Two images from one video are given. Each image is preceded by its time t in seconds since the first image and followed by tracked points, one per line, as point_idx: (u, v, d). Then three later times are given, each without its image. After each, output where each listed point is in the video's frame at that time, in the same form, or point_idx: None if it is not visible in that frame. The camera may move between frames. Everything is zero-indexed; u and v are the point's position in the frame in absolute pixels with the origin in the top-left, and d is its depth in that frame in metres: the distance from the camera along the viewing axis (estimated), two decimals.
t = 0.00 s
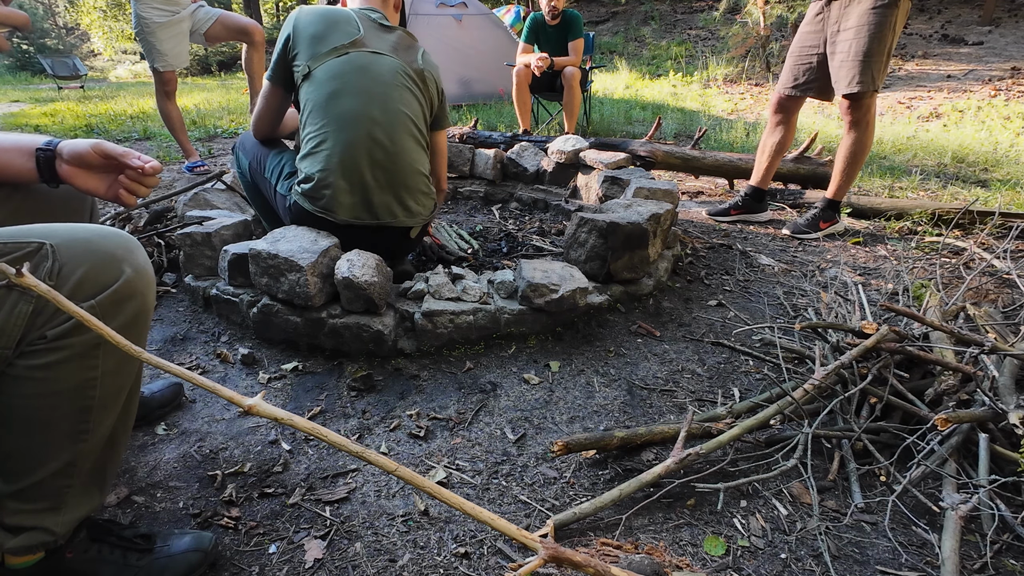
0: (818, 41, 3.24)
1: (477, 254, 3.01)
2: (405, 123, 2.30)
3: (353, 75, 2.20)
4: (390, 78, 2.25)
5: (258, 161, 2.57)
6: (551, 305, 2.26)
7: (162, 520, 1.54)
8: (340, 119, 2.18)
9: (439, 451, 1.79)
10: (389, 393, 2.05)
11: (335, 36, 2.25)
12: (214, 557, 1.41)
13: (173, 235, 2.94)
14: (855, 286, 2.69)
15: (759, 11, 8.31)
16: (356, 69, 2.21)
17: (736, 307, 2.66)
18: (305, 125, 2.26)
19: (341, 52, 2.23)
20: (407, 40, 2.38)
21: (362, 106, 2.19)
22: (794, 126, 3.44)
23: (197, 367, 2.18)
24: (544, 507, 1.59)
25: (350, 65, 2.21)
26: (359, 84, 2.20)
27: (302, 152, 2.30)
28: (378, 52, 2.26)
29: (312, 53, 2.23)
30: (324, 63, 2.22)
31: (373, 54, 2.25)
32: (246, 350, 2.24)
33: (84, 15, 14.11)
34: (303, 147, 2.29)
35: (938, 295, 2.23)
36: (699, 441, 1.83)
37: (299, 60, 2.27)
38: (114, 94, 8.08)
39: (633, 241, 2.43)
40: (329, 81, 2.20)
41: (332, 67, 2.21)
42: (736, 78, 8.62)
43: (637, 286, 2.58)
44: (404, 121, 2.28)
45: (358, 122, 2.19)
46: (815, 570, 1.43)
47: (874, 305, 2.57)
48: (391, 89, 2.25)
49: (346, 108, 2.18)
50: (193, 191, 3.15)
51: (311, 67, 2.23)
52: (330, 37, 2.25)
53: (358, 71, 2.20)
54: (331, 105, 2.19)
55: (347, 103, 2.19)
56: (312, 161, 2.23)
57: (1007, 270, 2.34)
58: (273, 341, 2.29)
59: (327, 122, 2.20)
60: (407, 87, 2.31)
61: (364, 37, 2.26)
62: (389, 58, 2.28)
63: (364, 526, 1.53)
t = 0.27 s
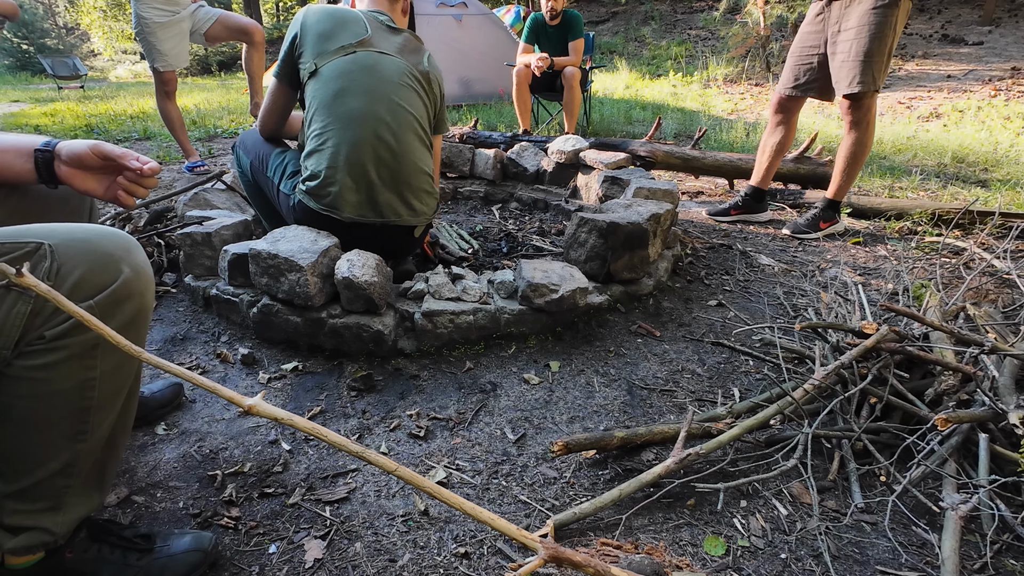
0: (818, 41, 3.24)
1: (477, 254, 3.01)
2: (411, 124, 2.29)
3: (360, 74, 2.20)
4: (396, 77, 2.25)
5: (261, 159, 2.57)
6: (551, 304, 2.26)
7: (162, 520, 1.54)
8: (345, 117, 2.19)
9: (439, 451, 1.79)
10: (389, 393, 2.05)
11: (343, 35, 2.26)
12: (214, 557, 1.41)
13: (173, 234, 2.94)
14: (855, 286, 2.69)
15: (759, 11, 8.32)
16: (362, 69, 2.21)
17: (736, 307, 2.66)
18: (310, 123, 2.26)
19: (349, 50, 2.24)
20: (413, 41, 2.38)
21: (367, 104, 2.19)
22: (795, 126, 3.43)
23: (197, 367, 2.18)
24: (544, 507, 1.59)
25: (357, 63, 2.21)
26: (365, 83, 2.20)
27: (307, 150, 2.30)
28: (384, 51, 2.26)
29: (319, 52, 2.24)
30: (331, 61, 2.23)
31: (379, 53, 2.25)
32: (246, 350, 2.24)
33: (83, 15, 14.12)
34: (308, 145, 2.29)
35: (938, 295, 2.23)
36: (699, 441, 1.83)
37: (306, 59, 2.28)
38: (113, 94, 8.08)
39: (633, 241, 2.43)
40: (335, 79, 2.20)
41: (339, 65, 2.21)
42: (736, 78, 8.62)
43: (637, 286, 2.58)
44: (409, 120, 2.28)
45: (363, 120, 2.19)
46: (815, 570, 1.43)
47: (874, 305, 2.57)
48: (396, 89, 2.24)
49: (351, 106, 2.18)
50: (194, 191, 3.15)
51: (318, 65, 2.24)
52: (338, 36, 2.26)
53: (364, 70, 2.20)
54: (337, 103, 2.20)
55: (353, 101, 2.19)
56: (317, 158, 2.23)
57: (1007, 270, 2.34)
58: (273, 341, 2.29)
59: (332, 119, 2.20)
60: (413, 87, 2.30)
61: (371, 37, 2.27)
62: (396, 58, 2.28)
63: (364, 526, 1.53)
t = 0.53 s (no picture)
0: (818, 41, 3.24)
1: (477, 254, 3.01)
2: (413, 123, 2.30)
3: (361, 73, 2.20)
4: (398, 76, 2.25)
5: (257, 158, 2.57)
6: (551, 304, 2.26)
7: (162, 520, 1.54)
8: (347, 116, 2.19)
9: (439, 451, 1.79)
10: (389, 393, 2.05)
11: (343, 35, 2.27)
12: (214, 557, 1.41)
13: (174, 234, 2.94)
14: (856, 286, 2.68)
15: (759, 11, 8.32)
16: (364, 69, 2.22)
17: (736, 307, 2.66)
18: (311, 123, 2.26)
19: (349, 50, 2.24)
20: (413, 41, 2.38)
21: (368, 103, 2.19)
22: (795, 126, 3.43)
23: (197, 367, 2.18)
24: (544, 507, 1.59)
25: (358, 62, 2.21)
26: (366, 82, 2.20)
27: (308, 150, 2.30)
28: (385, 50, 2.27)
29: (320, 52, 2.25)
30: (331, 61, 2.23)
31: (380, 53, 2.25)
32: (246, 350, 2.24)
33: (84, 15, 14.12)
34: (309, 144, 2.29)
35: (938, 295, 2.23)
36: (699, 441, 1.83)
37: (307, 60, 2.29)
38: (113, 94, 8.08)
39: (633, 241, 2.43)
40: (336, 79, 2.20)
41: (340, 65, 2.22)
42: (736, 78, 8.61)
43: (637, 286, 2.58)
44: (411, 119, 2.28)
45: (365, 119, 2.19)
46: (815, 570, 1.43)
47: (874, 305, 2.57)
48: (397, 88, 2.24)
49: (352, 105, 2.19)
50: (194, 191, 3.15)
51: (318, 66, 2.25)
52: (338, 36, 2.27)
53: (366, 70, 2.20)
54: (338, 102, 2.20)
55: (354, 100, 2.19)
56: (318, 158, 2.23)
57: (1007, 270, 2.33)
58: (273, 341, 2.29)
59: (334, 119, 2.20)
60: (415, 86, 2.31)
61: (372, 36, 2.28)
62: (397, 57, 2.28)
63: (363, 526, 1.53)
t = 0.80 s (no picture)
0: (818, 41, 3.24)
1: (477, 254, 3.01)
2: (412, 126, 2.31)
3: (360, 73, 2.20)
4: (396, 75, 2.25)
5: (260, 159, 2.57)
6: (551, 304, 2.26)
7: (163, 520, 1.54)
8: (345, 115, 2.19)
9: (439, 451, 1.79)
10: (389, 393, 2.05)
11: (341, 36, 2.28)
12: (214, 557, 1.41)
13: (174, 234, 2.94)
14: (856, 286, 2.68)
15: (759, 11, 8.31)
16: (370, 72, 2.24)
17: (736, 307, 2.66)
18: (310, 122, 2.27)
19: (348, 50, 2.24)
20: (414, 42, 2.39)
21: (367, 102, 2.19)
22: (795, 126, 3.43)
23: (197, 367, 2.18)
24: (544, 507, 1.59)
25: (357, 62, 2.21)
26: (366, 81, 2.20)
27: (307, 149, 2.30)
28: (384, 50, 2.27)
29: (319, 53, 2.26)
30: (330, 61, 2.24)
31: (379, 52, 2.26)
32: (247, 350, 2.24)
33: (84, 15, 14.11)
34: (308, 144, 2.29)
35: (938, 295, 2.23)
36: (699, 441, 1.83)
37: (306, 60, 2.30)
38: (114, 94, 8.08)
39: (633, 241, 2.43)
40: (335, 79, 2.21)
41: (339, 65, 2.22)
42: (736, 78, 8.61)
43: (638, 286, 2.58)
44: (410, 118, 2.28)
45: (364, 118, 2.19)
46: (815, 570, 1.43)
47: (874, 305, 2.57)
48: (396, 87, 2.24)
49: (351, 104, 2.19)
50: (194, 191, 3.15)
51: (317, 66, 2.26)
52: (337, 38, 2.28)
53: (365, 69, 2.21)
54: (338, 102, 2.20)
55: (354, 99, 2.19)
56: (316, 157, 2.23)
57: (1008, 270, 2.33)
58: (273, 341, 2.29)
59: (332, 118, 2.20)
60: (413, 85, 2.31)
61: (371, 37, 2.28)
62: (395, 56, 2.29)
63: (363, 526, 1.53)
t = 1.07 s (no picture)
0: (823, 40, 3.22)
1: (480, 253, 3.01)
2: (300, 119, 2.30)
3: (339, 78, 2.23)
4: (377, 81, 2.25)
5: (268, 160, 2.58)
6: (554, 303, 2.26)
7: (167, 516, 1.55)
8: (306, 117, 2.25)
9: (442, 449, 1.80)
10: (393, 391, 2.05)
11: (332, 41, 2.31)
12: (218, 554, 1.41)
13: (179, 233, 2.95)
14: (861, 286, 2.67)
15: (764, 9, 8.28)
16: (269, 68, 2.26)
17: (740, 306, 2.66)
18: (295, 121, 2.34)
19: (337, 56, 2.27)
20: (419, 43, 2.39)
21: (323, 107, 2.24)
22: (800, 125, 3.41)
23: (202, 365, 2.19)
24: (547, 506, 1.59)
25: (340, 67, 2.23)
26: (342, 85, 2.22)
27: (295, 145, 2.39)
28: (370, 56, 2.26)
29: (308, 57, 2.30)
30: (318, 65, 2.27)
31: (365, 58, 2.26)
32: (251, 348, 2.25)
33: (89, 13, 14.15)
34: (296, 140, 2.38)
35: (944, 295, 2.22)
36: (703, 441, 1.83)
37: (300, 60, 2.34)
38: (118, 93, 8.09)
39: (636, 240, 2.43)
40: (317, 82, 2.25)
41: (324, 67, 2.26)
42: (741, 77, 8.57)
43: (641, 285, 2.57)
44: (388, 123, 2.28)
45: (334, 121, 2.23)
46: (818, 570, 1.43)
47: (879, 305, 2.56)
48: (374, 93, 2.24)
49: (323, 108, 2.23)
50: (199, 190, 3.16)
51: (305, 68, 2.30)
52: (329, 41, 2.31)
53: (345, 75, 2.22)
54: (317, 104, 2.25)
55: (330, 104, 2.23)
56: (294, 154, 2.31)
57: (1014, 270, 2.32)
58: (277, 339, 2.30)
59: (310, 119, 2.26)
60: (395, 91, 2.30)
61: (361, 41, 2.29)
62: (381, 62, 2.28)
63: (367, 524, 1.53)
